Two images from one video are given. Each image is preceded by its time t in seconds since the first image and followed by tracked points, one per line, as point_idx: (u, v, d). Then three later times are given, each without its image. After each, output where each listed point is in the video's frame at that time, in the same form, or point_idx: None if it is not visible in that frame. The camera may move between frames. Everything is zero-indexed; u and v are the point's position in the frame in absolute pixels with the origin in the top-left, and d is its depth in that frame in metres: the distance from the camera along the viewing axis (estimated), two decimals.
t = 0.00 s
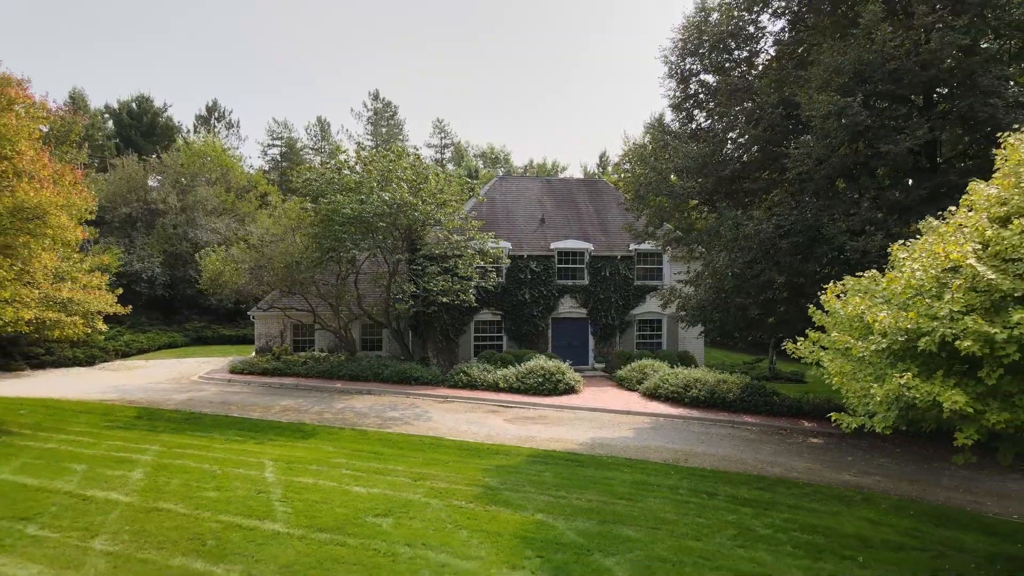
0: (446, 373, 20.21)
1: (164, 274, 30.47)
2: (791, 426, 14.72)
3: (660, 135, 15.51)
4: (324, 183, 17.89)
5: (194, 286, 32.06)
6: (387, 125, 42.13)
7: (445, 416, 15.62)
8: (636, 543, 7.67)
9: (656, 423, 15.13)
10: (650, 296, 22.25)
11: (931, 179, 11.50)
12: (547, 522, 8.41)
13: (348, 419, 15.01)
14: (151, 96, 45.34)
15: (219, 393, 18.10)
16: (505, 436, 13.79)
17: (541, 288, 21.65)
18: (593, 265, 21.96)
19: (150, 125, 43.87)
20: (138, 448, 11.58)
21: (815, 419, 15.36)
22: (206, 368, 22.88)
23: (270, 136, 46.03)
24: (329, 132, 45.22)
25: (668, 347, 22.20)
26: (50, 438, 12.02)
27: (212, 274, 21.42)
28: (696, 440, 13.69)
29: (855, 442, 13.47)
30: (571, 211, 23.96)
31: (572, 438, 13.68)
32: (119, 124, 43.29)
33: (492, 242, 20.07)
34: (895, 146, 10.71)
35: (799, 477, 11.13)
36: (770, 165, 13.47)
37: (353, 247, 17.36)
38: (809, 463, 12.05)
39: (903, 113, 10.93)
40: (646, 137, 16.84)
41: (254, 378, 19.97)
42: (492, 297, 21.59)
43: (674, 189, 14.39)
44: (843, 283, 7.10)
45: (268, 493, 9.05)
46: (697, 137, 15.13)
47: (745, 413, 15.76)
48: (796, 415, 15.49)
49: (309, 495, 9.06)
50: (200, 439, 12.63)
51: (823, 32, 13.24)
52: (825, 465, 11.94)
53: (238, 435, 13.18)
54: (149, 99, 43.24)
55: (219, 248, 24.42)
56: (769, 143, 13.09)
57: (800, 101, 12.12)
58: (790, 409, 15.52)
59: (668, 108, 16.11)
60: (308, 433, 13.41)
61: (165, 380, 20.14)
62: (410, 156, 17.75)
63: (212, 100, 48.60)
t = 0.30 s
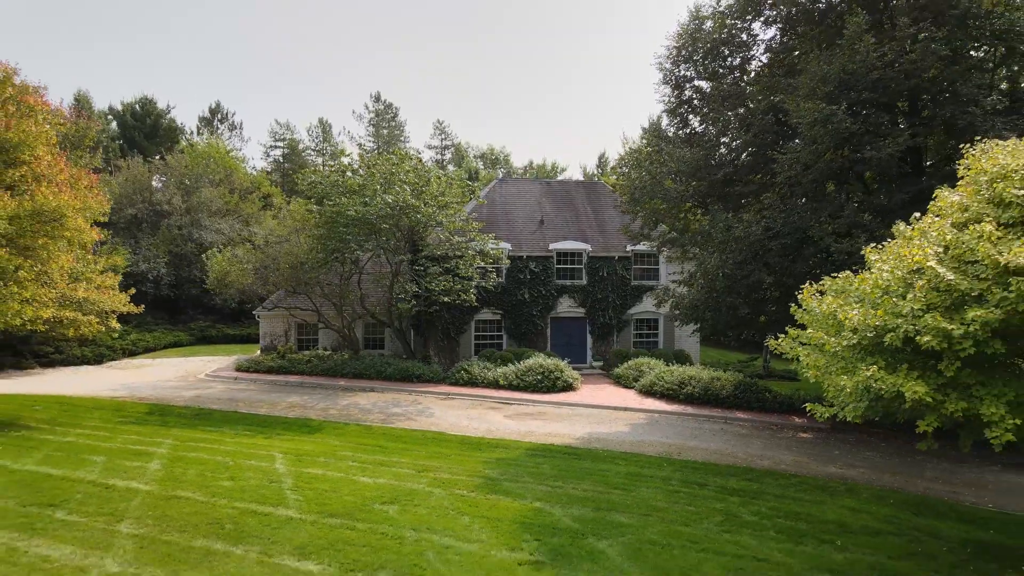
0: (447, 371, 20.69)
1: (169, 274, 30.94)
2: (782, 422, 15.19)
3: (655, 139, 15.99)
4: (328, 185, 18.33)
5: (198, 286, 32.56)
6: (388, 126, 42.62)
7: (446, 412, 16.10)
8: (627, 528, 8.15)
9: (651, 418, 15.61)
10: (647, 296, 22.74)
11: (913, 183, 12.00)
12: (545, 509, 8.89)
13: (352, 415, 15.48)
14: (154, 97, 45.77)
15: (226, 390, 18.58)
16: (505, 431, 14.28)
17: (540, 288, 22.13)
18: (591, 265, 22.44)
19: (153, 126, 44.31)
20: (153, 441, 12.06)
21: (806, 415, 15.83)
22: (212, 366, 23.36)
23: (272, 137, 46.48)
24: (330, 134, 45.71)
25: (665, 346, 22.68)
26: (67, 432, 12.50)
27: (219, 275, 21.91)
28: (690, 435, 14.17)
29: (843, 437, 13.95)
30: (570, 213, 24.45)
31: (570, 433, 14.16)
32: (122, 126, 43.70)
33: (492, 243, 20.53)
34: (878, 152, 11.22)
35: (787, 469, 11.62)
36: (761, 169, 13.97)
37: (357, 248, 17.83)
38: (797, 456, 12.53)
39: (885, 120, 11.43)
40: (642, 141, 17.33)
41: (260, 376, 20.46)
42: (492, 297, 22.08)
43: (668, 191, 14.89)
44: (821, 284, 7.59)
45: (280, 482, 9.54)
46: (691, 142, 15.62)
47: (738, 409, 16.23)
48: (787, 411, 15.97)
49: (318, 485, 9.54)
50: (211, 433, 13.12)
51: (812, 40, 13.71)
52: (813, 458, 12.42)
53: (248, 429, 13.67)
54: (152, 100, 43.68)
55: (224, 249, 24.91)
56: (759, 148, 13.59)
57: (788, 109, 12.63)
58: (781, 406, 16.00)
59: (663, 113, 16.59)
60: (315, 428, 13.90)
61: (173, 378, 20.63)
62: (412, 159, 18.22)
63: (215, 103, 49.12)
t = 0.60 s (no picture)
0: (448, 369, 21.18)
1: (174, 275, 31.42)
2: (774, 418, 15.66)
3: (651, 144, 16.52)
4: (332, 188, 18.78)
5: (203, 286, 33.06)
6: (389, 128, 43.09)
7: (448, 409, 16.59)
8: (620, 515, 8.65)
9: (646, 414, 16.10)
10: (644, 295, 23.21)
11: (898, 188, 12.50)
12: (543, 498, 9.37)
13: (357, 411, 15.98)
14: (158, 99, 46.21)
15: (233, 388, 19.07)
16: (505, 426, 14.77)
17: (540, 288, 22.62)
18: (589, 265, 22.91)
19: (156, 128, 44.74)
20: (166, 435, 12.56)
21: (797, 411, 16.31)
22: (218, 364, 23.85)
23: (275, 139, 46.99)
24: (332, 136, 46.23)
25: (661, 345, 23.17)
26: (84, 426, 12.99)
27: (225, 275, 22.41)
28: (683, 430, 14.65)
29: (832, 432, 14.43)
30: (569, 214, 24.96)
31: (568, 428, 14.65)
32: (126, 128, 44.15)
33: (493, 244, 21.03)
34: (863, 158, 11.74)
35: (775, 462, 12.11)
36: (753, 174, 14.51)
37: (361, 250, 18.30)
38: (786, 449, 13.02)
39: (869, 127, 11.97)
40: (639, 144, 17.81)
41: (266, 374, 20.97)
42: (493, 297, 22.57)
43: (664, 195, 15.44)
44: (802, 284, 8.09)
45: (291, 473, 10.04)
46: (685, 146, 16.13)
47: (731, 406, 16.70)
48: (779, 407, 16.45)
49: (328, 475, 10.03)
50: (221, 428, 13.62)
51: (801, 48, 14.19)
52: (801, 451, 12.91)
53: (257, 424, 14.16)
54: (155, 102, 44.14)
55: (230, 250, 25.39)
56: (750, 154, 14.14)
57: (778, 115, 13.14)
58: (774, 402, 16.47)
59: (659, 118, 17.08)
60: (321, 423, 14.39)
61: (180, 376, 21.12)
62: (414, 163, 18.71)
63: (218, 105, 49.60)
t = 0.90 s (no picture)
0: (449, 367, 21.66)
1: (178, 275, 31.91)
2: (766, 414, 16.13)
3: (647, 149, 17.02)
4: (336, 190, 19.25)
5: (207, 286, 33.55)
6: (390, 130, 43.54)
7: (449, 405, 17.08)
8: (614, 503, 9.13)
9: (642, 411, 16.59)
10: (642, 295, 23.68)
11: (883, 192, 13.03)
12: (541, 488, 9.86)
13: (361, 407, 16.47)
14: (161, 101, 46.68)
15: (240, 385, 19.56)
16: (504, 422, 15.25)
17: (539, 288, 23.11)
18: (587, 266, 23.40)
19: (159, 129, 45.20)
20: (178, 430, 13.03)
21: (788, 408, 16.79)
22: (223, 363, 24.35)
23: (277, 140, 47.46)
24: (334, 137, 46.70)
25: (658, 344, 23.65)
26: (98, 422, 13.47)
27: (231, 275, 22.90)
28: (678, 425, 15.14)
29: (821, 427, 14.92)
30: (567, 216, 25.47)
31: (565, 424, 15.13)
32: (129, 129, 44.61)
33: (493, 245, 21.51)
34: (849, 163, 12.26)
35: (764, 455, 12.59)
36: (744, 178, 15.03)
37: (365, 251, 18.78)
38: (776, 444, 13.51)
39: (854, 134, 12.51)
40: (635, 148, 18.29)
41: (271, 372, 21.47)
42: (493, 296, 23.07)
43: (659, 198, 15.97)
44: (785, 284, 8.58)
45: (301, 464, 10.53)
46: (680, 150, 16.63)
47: (724, 402, 17.18)
48: (771, 404, 16.93)
49: (336, 466, 10.53)
50: (231, 423, 14.11)
51: (791, 56, 14.68)
52: (790, 445, 13.40)
53: (265, 420, 14.65)
54: (158, 104, 44.58)
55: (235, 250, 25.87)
56: (742, 158, 14.66)
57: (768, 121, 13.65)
58: (766, 399, 16.95)
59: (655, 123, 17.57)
60: (327, 419, 14.88)
61: (187, 374, 21.61)
62: (416, 166, 19.19)
63: (221, 106, 50.07)
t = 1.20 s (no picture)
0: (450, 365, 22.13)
1: (183, 275, 32.41)
2: (758, 410, 16.62)
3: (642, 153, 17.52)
4: (341, 193, 19.72)
5: (211, 286, 34.05)
6: (391, 132, 44.03)
7: (451, 402, 17.56)
8: (608, 492, 9.62)
9: (638, 407, 17.06)
10: (639, 295, 24.16)
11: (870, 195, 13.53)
12: (539, 479, 10.35)
13: (365, 404, 16.95)
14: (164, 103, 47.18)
15: (246, 383, 20.05)
16: (504, 417, 15.74)
17: (538, 288, 23.59)
18: (586, 267, 23.88)
19: (163, 131, 45.68)
20: (190, 424, 13.52)
21: (780, 404, 17.26)
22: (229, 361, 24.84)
23: (279, 142, 47.95)
24: (335, 138, 47.20)
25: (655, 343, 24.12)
26: (112, 417, 13.97)
27: (236, 276, 23.38)
28: (672, 421, 15.62)
29: (811, 423, 15.39)
30: (566, 217, 25.95)
31: (563, 420, 15.61)
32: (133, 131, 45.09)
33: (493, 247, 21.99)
34: (835, 168, 12.76)
35: (754, 449, 13.07)
36: (737, 181, 15.53)
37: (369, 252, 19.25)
38: (766, 438, 13.99)
39: (841, 139, 12.99)
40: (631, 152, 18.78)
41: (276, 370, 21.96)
42: (493, 296, 23.56)
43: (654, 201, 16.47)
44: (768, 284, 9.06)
45: (310, 456, 11.02)
46: (675, 154, 17.11)
47: (718, 399, 17.66)
48: (763, 400, 17.40)
49: (343, 459, 11.02)
50: (240, 419, 14.60)
51: (782, 63, 15.16)
52: (780, 440, 13.88)
53: (272, 416, 15.13)
54: (161, 106, 45.07)
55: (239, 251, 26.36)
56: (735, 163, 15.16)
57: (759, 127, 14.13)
58: (758, 396, 17.42)
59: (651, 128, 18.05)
60: (332, 415, 15.36)
61: (194, 372, 22.10)
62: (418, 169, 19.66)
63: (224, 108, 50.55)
